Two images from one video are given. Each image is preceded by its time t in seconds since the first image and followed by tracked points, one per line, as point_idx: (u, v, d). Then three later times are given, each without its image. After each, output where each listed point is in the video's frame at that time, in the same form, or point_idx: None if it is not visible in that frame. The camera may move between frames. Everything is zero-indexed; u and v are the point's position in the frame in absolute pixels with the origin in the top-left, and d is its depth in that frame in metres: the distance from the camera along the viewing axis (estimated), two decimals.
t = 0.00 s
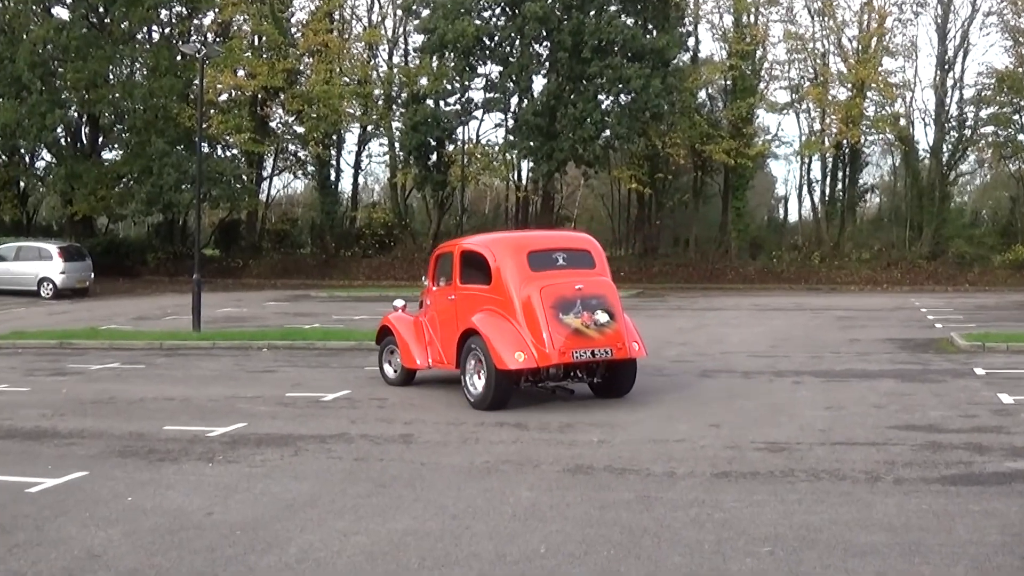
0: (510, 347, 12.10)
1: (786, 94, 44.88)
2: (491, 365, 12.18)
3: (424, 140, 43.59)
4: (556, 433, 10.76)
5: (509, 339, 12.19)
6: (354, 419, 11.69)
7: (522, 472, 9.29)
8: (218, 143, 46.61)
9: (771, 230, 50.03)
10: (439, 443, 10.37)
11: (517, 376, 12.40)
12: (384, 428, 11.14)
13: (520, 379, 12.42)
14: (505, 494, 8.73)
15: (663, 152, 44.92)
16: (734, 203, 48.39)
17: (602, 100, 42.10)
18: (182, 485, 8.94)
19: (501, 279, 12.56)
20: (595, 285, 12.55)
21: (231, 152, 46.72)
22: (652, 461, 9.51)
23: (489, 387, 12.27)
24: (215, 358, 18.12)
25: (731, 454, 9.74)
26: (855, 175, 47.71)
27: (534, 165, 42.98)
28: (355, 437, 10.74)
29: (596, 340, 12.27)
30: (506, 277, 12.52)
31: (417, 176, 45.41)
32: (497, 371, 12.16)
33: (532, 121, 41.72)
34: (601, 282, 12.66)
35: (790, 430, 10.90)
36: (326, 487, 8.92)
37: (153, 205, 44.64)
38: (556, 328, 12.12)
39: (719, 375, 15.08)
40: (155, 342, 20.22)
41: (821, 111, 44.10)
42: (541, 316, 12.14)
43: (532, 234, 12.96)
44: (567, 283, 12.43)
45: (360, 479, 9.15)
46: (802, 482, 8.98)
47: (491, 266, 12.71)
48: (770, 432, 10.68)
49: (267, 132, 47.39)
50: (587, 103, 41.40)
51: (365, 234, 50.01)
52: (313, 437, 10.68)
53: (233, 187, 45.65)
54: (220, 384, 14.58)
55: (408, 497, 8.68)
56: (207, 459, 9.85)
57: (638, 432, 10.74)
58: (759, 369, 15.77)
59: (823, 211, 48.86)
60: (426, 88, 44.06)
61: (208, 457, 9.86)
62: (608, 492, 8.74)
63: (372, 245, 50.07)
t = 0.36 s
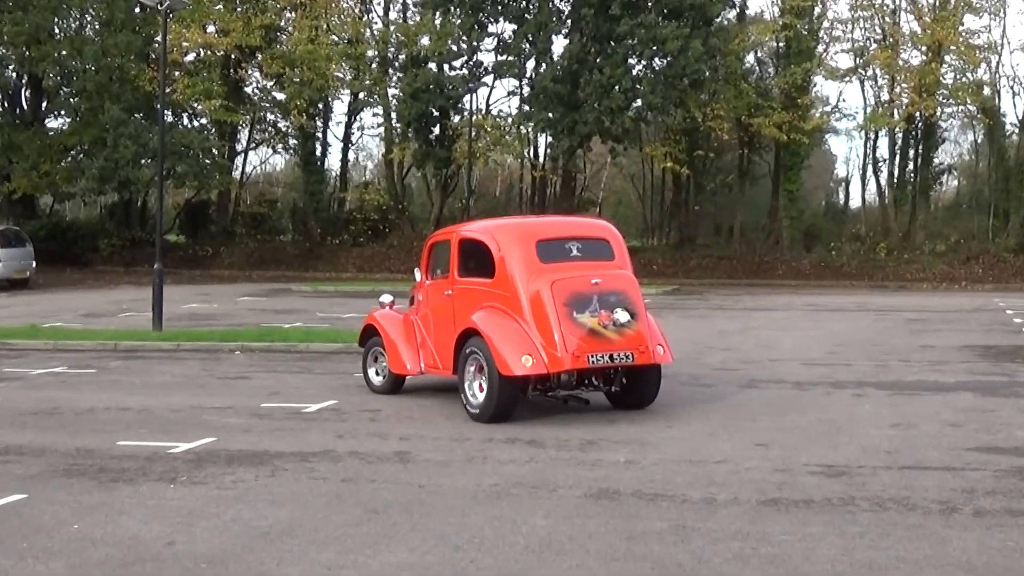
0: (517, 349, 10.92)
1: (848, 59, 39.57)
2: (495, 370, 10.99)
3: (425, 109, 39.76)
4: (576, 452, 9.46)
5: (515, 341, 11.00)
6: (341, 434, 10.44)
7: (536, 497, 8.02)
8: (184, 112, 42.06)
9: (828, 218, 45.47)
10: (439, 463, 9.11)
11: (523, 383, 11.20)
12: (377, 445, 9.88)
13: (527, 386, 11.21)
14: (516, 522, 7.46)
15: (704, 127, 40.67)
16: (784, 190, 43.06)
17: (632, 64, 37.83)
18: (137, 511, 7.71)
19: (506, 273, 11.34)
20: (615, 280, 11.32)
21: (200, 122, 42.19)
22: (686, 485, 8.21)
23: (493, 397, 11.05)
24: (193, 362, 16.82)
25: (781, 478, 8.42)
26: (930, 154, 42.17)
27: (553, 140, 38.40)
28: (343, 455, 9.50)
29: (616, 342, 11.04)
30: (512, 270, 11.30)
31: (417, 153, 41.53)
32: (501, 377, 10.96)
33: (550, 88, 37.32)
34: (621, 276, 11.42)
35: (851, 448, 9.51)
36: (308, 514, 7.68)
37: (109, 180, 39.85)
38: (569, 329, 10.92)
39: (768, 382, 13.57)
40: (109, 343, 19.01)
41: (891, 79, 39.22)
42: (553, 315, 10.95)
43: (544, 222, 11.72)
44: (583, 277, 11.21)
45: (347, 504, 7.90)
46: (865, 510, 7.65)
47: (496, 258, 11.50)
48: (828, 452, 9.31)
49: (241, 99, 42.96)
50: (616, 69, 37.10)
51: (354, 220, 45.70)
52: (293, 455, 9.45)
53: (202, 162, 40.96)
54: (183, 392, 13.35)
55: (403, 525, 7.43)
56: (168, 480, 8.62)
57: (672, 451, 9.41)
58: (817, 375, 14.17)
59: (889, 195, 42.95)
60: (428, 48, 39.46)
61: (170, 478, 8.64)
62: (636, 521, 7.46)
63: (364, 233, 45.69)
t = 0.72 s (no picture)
0: (527, 350, 9.91)
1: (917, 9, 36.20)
2: (503, 373, 9.97)
3: (421, 69, 37.79)
4: (598, 470, 8.38)
5: (525, 339, 9.98)
6: (322, 448, 9.36)
7: (549, 523, 6.96)
8: (136, 72, 40.42)
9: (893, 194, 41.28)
10: (437, 482, 8.03)
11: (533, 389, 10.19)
12: (365, 461, 8.82)
13: (538, 391, 10.20)
14: (527, 552, 6.41)
15: (748, 90, 38.14)
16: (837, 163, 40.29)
17: (662, 16, 36.46)
18: (80, 539, 6.67)
19: (516, 262, 10.29)
20: (640, 269, 10.25)
21: (154, 82, 40.44)
22: (724, 510, 7.15)
23: (498, 407, 10.05)
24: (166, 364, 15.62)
25: (835, 501, 7.35)
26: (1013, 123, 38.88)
27: (570, 105, 37.02)
28: (324, 472, 8.44)
29: (642, 341, 9.99)
30: (522, 258, 10.26)
31: (412, 120, 38.82)
32: (509, 381, 9.95)
33: (566, 44, 36.35)
34: (648, 264, 10.36)
35: (919, 466, 8.38)
36: (282, 542, 6.62)
37: (48, 151, 37.96)
38: (588, 326, 9.89)
39: (819, 389, 12.37)
40: (50, 343, 17.76)
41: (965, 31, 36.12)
42: (570, 311, 9.93)
43: (560, 203, 10.65)
44: (603, 267, 10.16)
45: (328, 530, 6.85)
46: (935, 539, 6.57)
47: (503, 244, 10.45)
48: (891, 471, 8.20)
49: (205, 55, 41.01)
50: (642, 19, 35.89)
51: (338, 197, 42.87)
52: (267, 473, 8.38)
53: (156, 129, 38.86)
54: (135, 400, 12.23)
55: (395, 556, 6.37)
56: (120, 502, 7.57)
57: (707, 469, 8.33)
58: (878, 380, 12.91)
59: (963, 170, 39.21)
60: (425, 2, 37.99)
61: (121, 500, 7.59)
62: (667, 551, 6.40)
63: (348, 213, 42.96)
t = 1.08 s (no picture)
0: (528, 350, 9.05)
1: None
2: (500, 379, 9.12)
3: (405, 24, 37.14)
4: (612, 490, 7.52)
5: (526, 338, 9.12)
6: (288, 466, 8.44)
7: (555, 553, 6.09)
8: (73, 27, 38.97)
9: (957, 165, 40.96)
10: (423, 505, 7.16)
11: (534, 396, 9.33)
12: (341, 480, 7.94)
13: (540, 399, 9.33)
14: None
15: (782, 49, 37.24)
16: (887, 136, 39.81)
17: None
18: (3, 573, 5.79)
19: (517, 250, 9.44)
20: (657, 258, 9.39)
21: (97, 40, 39.11)
22: (756, 536, 6.30)
23: (494, 418, 9.19)
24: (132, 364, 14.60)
25: (887, 526, 6.51)
26: None
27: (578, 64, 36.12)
28: (292, 493, 7.55)
29: (661, 340, 9.13)
30: (523, 246, 9.42)
31: (390, 85, 37.52)
32: (506, 387, 9.10)
33: None
34: (669, 252, 9.51)
35: (984, 487, 7.53)
36: None
37: None
38: (599, 323, 9.04)
39: (868, 397, 11.50)
40: None
41: None
42: (578, 306, 9.08)
43: (567, 185, 9.81)
44: (616, 256, 9.30)
45: (296, 561, 5.99)
46: (1003, 571, 5.73)
47: (502, 230, 9.60)
48: (951, 492, 7.36)
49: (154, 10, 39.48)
50: None
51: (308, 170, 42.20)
52: (223, 495, 7.48)
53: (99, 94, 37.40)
54: (71, 410, 11.23)
55: None
56: (54, 528, 6.70)
57: (737, 489, 7.47)
58: (938, 387, 11.98)
59: None
60: None
61: (53, 526, 6.72)
62: None
63: (320, 190, 42.32)
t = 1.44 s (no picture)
0: (514, 355, 8.28)
1: None
2: (482, 388, 8.35)
3: None
4: (612, 518, 7.04)
5: (511, 340, 8.35)
6: (231, 490, 7.88)
7: None
8: None
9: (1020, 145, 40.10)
10: (389, 536, 6.70)
11: (520, 407, 8.57)
12: (292, 505, 7.42)
13: (528, 410, 8.58)
14: None
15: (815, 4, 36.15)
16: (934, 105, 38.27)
17: None
18: None
19: (503, 239, 8.67)
20: (666, 247, 8.59)
21: None
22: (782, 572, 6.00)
23: (472, 436, 8.43)
24: (88, 367, 13.86)
25: (936, 561, 6.18)
26: None
27: (573, 21, 35.04)
28: (233, 520, 7.11)
29: (671, 343, 8.34)
30: (509, 234, 8.65)
31: (348, 46, 36.27)
32: (487, 397, 8.34)
33: None
34: (680, 238, 8.71)
35: None
36: None
37: None
38: (598, 323, 8.27)
39: (911, 409, 10.72)
40: None
41: None
42: (573, 304, 8.30)
43: (563, 163, 9.02)
44: (618, 245, 8.51)
45: None
46: None
47: (485, 214, 8.84)
48: (1004, 521, 6.94)
49: None
50: None
51: (254, 141, 41.58)
52: (152, 524, 7.03)
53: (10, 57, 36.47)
54: None
55: None
56: None
57: (755, 516, 7.04)
58: (996, 399, 11.16)
59: None
60: None
61: None
62: None
63: (269, 166, 41.61)
